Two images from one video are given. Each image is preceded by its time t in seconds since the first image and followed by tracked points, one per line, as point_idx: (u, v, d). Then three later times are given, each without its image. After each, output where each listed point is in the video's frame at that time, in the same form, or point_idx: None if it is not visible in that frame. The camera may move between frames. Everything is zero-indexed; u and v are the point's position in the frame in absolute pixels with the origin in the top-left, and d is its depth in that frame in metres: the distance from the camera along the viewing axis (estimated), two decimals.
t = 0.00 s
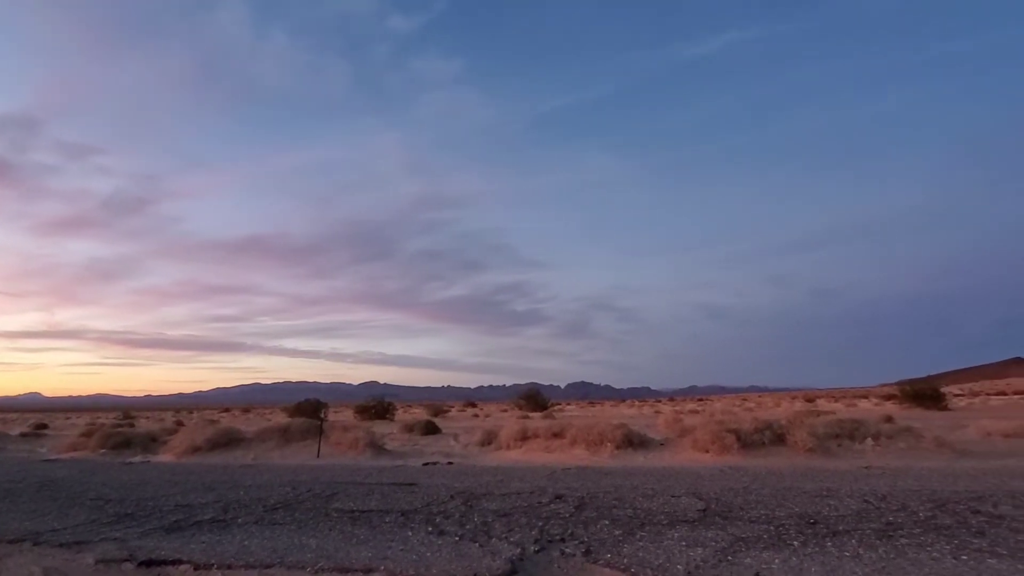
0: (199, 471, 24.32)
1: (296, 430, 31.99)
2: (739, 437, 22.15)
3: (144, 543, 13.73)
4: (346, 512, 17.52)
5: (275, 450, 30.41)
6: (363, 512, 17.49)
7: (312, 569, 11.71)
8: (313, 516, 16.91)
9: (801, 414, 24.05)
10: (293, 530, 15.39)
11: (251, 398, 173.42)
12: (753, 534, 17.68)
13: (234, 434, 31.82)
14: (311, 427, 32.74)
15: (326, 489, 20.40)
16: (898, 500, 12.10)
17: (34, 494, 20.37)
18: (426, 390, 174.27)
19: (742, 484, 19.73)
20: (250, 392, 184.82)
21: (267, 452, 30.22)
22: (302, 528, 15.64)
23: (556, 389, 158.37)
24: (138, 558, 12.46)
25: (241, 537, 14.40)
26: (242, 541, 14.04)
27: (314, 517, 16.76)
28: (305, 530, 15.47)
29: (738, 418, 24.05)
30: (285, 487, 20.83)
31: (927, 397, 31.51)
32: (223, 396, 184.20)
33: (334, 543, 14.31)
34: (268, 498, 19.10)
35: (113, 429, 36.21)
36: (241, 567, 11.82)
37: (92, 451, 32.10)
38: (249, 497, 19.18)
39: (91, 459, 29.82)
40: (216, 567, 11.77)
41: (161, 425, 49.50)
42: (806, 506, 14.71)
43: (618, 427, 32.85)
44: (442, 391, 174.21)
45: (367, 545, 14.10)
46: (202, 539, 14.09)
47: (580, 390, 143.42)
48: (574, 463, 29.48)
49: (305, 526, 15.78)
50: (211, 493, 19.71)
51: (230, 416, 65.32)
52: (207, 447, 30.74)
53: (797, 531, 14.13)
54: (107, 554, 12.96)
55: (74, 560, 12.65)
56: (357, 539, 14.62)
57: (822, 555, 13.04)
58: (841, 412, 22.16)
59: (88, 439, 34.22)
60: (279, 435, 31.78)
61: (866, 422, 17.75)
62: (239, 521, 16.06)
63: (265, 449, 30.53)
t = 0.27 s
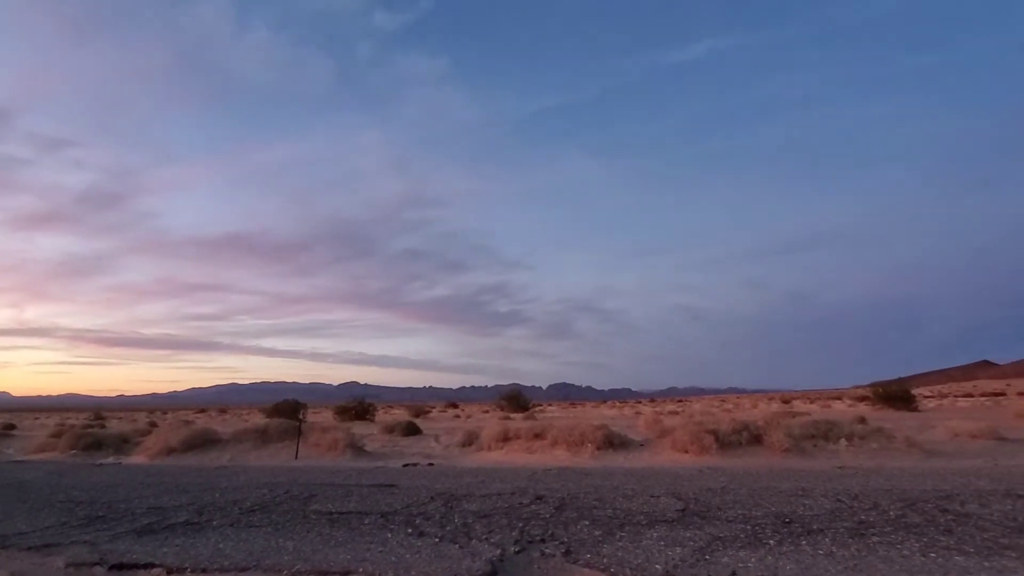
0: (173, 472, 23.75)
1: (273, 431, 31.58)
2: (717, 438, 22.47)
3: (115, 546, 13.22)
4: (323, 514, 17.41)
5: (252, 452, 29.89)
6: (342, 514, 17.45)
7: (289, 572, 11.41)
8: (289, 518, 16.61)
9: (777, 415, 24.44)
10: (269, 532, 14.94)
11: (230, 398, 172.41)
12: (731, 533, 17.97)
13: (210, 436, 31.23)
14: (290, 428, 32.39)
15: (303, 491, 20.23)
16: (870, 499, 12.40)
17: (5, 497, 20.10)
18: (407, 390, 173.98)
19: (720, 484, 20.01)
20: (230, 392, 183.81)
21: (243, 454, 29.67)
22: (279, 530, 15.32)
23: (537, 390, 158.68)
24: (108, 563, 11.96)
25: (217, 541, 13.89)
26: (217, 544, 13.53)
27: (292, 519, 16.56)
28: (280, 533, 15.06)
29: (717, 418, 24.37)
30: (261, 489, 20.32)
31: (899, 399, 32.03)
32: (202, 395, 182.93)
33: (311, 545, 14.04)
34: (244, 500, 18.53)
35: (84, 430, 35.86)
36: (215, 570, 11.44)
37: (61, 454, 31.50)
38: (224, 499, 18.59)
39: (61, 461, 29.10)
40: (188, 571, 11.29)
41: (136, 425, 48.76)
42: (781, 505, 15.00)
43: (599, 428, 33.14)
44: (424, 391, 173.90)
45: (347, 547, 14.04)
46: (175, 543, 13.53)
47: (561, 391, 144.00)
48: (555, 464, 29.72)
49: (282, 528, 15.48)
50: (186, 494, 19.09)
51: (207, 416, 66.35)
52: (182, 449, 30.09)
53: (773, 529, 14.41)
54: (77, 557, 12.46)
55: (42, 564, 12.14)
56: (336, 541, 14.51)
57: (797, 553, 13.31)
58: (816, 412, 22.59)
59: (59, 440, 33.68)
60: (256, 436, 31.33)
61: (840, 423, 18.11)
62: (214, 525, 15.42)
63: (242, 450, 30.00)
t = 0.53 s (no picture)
0: (145, 474, 23.17)
1: (251, 432, 30.60)
2: (697, 438, 22.77)
3: (86, 548, 12.89)
4: (302, 515, 17.09)
5: (228, 454, 28.85)
6: (320, 515, 17.24)
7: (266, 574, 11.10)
8: (266, 520, 16.12)
9: (756, 415, 24.78)
10: (246, 535, 14.49)
11: (209, 396, 171.15)
12: (709, 532, 18.22)
13: (185, 437, 30.23)
14: (269, 430, 31.47)
15: (281, 492, 19.83)
16: (843, 498, 12.67)
17: None
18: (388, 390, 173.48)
19: (698, 484, 20.28)
20: (209, 390, 182.45)
21: (220, 455, 28.77)
22: (256, 533, 14.75)
23: (518, 391, 158.77)
24: (78, 565, 11.57)
25: (191, 544, 13.40)
26: (192, 547, 13.09)
27: (270, 520, 16.15)
28: (258, 536, 14.48)
29: (696, 419, 24.65)
30: (238, 490, 19.91)
31: (872, 400, 32.48)
32: (180, 393, 181.42)
33: (289, 547, 13.68)
34: (220, 501, 18.04)
35: (53, 431, 35.47)
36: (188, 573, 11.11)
37: (33, 453, 31.21)
38: (200, 500, 18.10)
39: (32, 462, 28.48)
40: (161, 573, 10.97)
41: (109, 425, 47.48)
42: (758, 504, 15.27)
43: (580, 429, 33.38)
44: (405, 391, 173.45)
45: (326, 548, 13.88)
46: (147, 546, 13.09)
47: (543, 391, 144.24)
48: (536, 464, 29.91)
49: (259, 531, 14.90)
50: (160, 495, 18.66)
51: (180, 416, 65.32)
52: (155, 449, 29.01)
53: (749, 528, 14.67)
54: (46, 559, 12.14)
55: (12, 567, 11.81)
56: (314, 543, 14.21)
57: (774, 552, 13.57)
58: (793, 413, 22.94)
59: (30, 440, 33.28)
60: (233, 438, 30.34)
61: (816, 424, 18.43)
62: (188, 526, 14.94)
63: (218, 453, 28.92)
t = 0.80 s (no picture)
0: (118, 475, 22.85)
1: (229, 431, 29.97)
2: (678, 438, 23.04)
3: (59, 551, 12.76)
4: (280, 517, 16.78)
5: (204, 454, 28.22)
6: (300, 516, 16.98)
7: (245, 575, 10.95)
8: (244, 521, 15.83)
9: (736, 416, 25.10)
10: (223, 537, 14.18)
11: (189, 395, 170.05)
12: (689, 531, 18.46)
13: (161, 436, 29.59)
14: (248, 429, 30.83)
15: (260, 493, 19.58)
16: (819, 497, 12.93)
17: None
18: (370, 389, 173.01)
19: (679, 484, 20.53)
20: (189, 389, 181.24)
21: (196, 454, 28.16)
22: (232, 535, 14.41)
23: (501, 390, 158.96)
24: (49, 568, 11.36)
25: (166, 546, 13.11)
26: (167, 550, 12.81)
27: (248, 521, 15.88)
28: (235, 538, 14.15)
29: (678, 420, 24.92)
30: (215, 490, 19.73)
31: (848, 401, 32.93)
32: (160, 392, 179.98)
33: (267, 549, 13.38)
34: (196, 502, 17.75)
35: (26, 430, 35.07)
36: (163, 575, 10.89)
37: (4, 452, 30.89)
38: (176, 501, 17.83)
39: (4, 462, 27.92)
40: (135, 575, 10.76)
41: (80, 425, 46.20)
42: (737, 503, 15.51)
43: (563, 429, 33.61)
44: (386, 391, 172.94)
45: (306, 549, 13.60)
46: (120, 548, 12.84)
47: (526, 390, 144.52)
48: (519, 464, 30.08)
49: (236, 533, 14.57)
50: (134, 497, 18.49)
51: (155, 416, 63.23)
52: (130, 449, 28.32)
53: (729, 527, 14.91)
54: (17, 562, 11.95)
55: None
56: (294, 545, 13.91)
57: (752, 550, 13.81)
58: (772, 414, 23.27)
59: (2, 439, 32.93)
60: (210, 437, 29.72)
61: (795, 424, 18.73)
62: (163, 529, 14.66)
63: (194, 453, 28.30)
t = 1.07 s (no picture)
0: (93, 475, 22.67)
1: (208, 430, 29.73)
2: (661, 439, 23.27)
3: (33, 553, 12.65)
4: (260, 517, 16.54)
5: (181, 454, 27.91)
6: (280, 517, 16.78)
7: None
8: (224, 521, 15.61)
9: (718, 417, 25.37)
10: (201, 536, 13.92)
11: (170, 394, 168.89)
12: (671, 530, 18.65)
13: (138, 435, 29.21)
14: (227, 428, 30.53)
15: (239, 493, 19.40)
16: (798, 497, 13.15)
17: None
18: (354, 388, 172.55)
19: (662, 484, 20.74)
20: (171, 387, 180.03)
21: (174, 454, 27.82)
22: (211, 535, 14.16)
23: (485, 391, 159.01)
24: (20, 569, 11.20)
25: (142, 547, 12.90)
26: (143, 551, 12.58)
27: (227, 521, 15.67)
28: (214, 538, 13.92)
29: (660, 420, 25.14)
30: (192, 490, 19.59)
31: (827, 403, 33.32)
32: (141, 391, 178.68)
33: (246, 548, 13.12)
34: (173, 503, 17.55)
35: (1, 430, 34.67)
36: None
37: None
38: (152, 502, 17.62)
39: None
40: None
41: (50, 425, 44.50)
42: (718, 503, 15.72)
43: (547, 429, 33.78)
44: (368, 391, 172.23)
45: (287, 549, 13.38)
46: (94, 550, 12.63)
47: (509, 391, 144.69)
48: (502, 464, 30.21)
49: (214, 533, 14.33)
50: (108, 498, 18.38)
51: (130, 416, 60.93)
52: (106, 449, 28.04)
53: (709, 527, 15.09)
54: None
55: None
56: (274, 544, 13.69)
57: (732, 549, 14.00)
58: (753, 415, 23.56)
59: None
60: (189, 436, 29.43)
61: (775, 425, 18.98)
62: (139, 530, 14.46)
63: (171, 452, 27.99)
